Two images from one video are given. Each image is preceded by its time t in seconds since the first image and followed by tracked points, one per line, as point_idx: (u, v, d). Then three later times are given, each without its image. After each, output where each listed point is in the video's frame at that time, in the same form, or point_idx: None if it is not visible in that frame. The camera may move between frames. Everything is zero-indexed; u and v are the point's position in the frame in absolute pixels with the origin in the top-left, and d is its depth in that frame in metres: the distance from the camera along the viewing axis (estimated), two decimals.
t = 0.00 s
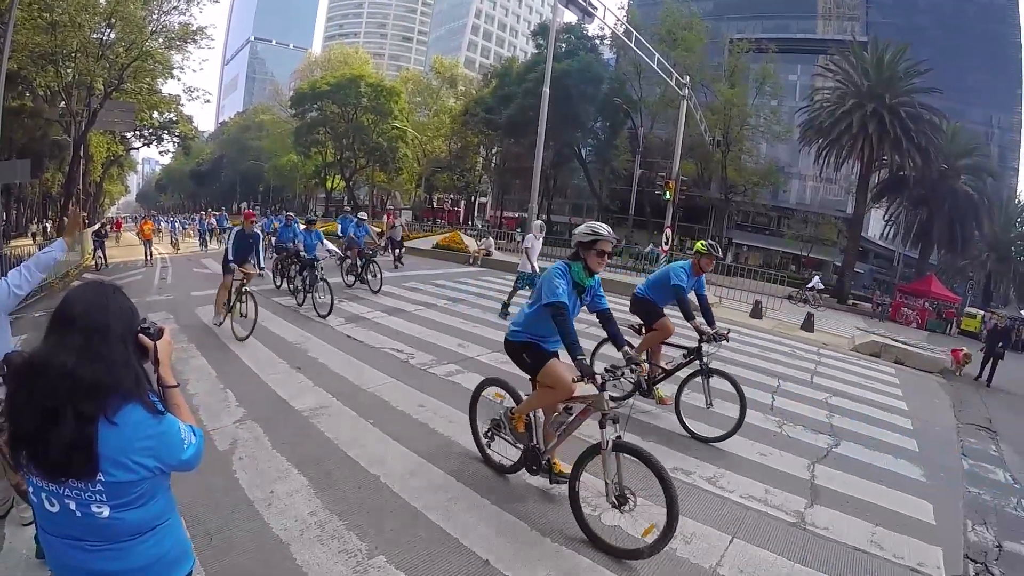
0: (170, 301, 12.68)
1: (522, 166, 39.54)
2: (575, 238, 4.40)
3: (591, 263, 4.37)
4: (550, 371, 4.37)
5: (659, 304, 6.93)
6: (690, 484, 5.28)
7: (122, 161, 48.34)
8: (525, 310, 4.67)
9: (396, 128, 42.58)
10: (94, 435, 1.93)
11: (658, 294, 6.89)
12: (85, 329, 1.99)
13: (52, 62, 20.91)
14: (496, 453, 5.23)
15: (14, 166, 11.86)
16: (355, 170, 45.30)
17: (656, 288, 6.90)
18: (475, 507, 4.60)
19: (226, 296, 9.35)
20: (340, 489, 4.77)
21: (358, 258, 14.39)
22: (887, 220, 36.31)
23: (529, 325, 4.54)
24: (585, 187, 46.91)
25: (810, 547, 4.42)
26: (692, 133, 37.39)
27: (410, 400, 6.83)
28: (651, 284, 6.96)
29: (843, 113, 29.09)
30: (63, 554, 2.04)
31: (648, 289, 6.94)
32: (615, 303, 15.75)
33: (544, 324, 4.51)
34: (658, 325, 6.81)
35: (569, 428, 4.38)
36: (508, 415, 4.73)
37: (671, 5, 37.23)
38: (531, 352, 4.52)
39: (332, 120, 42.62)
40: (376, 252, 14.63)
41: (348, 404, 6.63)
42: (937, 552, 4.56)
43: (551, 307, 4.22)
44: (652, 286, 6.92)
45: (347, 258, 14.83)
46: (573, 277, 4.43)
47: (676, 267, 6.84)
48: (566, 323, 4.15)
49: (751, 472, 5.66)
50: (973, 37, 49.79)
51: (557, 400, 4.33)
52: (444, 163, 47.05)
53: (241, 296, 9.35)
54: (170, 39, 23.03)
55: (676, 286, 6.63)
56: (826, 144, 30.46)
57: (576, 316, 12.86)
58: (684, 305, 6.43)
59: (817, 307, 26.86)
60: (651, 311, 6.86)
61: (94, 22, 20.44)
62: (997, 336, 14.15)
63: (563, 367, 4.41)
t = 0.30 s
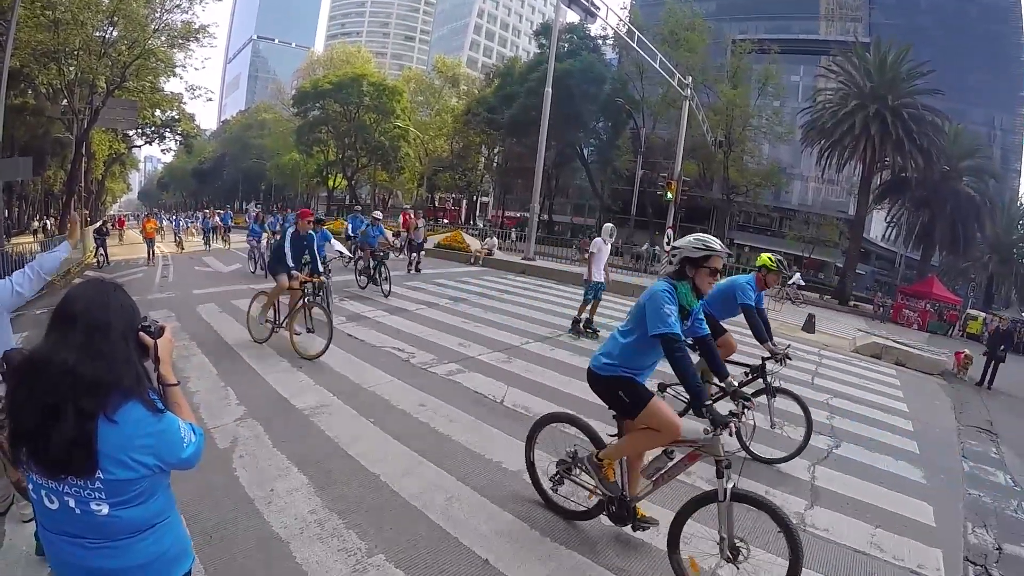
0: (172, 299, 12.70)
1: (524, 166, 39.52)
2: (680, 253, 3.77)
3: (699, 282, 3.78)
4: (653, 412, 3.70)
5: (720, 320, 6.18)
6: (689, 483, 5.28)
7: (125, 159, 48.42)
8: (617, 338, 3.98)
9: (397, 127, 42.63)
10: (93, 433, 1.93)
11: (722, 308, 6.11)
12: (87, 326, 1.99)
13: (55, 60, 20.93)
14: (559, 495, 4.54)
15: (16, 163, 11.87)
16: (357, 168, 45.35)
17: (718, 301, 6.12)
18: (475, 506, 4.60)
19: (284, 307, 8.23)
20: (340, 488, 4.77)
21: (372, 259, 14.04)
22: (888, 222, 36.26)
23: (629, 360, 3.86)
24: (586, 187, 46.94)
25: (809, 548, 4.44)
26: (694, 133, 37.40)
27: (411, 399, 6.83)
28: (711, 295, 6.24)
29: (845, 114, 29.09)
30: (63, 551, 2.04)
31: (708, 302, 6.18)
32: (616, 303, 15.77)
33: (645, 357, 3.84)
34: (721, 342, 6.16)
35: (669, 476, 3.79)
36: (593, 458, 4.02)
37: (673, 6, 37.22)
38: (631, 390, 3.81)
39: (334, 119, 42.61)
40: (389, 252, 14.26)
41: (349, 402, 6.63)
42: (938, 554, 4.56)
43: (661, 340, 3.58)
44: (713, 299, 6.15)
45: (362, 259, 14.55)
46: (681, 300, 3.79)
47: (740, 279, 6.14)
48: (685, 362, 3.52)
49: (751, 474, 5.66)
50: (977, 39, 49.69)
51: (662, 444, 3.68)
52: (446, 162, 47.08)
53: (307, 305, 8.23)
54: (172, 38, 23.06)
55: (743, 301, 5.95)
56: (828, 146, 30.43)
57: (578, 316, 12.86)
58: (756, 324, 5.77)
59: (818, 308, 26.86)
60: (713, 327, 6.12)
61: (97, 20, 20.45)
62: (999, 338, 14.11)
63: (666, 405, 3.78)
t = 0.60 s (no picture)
0: (173, 294, 12.69)
1: (526, 162, 39.46)
2: (808, 276, 3.44)
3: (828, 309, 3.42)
4: (773, 454, 3.28)
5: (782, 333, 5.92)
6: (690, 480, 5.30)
7: (127, 153, 48.41)
8: (729, 367, 3.60)
9: (399, 122, 42.59)
10: (92, 428, 1.93)
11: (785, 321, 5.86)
12: (87, 320, 1.98)
13: (56, 54, 20.88)
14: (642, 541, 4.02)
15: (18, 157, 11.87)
16: (359, 164, 45.33)
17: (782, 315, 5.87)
18: (476, 502, 4.59)
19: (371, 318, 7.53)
20: (340, 482, 4.77)
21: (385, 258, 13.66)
22: (890, 221, 36.18)
23: (748, 396, 3.44)
24: (588, 184, 46.91)
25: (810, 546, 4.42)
26: (697, 130, 37.32)
27: (412, 395, 6.82)
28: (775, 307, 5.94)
29: (848, 113, 29.05)
30: (64, 546, 2.04)
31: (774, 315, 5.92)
32: (617, 300, 15.73)
33: (765, 394, 3.44)
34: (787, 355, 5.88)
35: (772, 525, 3.32)
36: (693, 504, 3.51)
37: (677, 2, 37.09)
38: (748, 429, 3.39)
39: (336, 113, 42.55)
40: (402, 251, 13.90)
41: (349, 397, 6.63)
42: (935, 553, 4.56)
43: (792, 375, 3.21)
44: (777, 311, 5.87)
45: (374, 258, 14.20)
46: (809, 328, 3.44)
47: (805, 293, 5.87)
48: (819, 401, 3.14)
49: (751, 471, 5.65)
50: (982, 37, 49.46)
51: (778, 491, 3.26)
52: (448, 157, 47.02)
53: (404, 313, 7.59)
54: (174, 32, 23.03)
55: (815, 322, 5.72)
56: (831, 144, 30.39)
57: (579, 313, 12.83)
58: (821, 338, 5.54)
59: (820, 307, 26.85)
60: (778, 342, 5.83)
61: (99, 14, 20.40)
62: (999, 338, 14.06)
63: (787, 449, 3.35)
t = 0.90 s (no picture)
0: (168, 293, 12.64)
1: (522, 159, 39.42)
2: (957, 310, 3.03)
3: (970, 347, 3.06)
4: (911, 507, 3.06)
5: (842, 344, 5.55)
6: (686, 477, 5.30)
7: (121, 151, 48.19)
8: (862, 407, 3.24)
9: (394, 119, 42.52)
10: (86, 428, 1.92)
11: (846, 334, 5.46)
12: (80, 320, 1.97)
13: (50, 52, 20.76)
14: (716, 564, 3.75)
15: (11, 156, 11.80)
16: (354, 161, 45.22)
17: (844, 324, 5.45)
18: (473, 500, 4.59)
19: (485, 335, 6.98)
20: (336, 481, 4.77)
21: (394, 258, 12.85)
22: (885, 217, 36.26)
23: (891, 444, 3.10)
24: (584, 181, 46.93)
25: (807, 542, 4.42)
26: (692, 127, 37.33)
27: (408, 393, 6.81)
28: (834, 319, 5.54)
29: (843, 110, 29.12)
30: (60, 547, 2.03)
31: (833, 327, 5.52)
32: (612, 297, 15.74)
33: (910, 438, 3.12)
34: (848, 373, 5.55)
35: (895, 573, 3.16)
36: (813, 556, 3.28)
37: None
38: (890, 480, 3.09)
39: (331, 111, 42.43)
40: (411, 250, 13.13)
41: (345, 396, 6.62)
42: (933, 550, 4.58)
43: (948, 425, 2.92)
44: (837, 322, 5.48)
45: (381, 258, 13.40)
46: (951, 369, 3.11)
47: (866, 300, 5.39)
48: (976, 455, 2.87)
49: (748, 467, 5.66)
50: (977, 34, 49.57)
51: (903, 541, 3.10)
52: (443, 154, 46.95)
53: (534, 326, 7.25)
54: (168, 30, 22.93)
55: (872, 330, 5.20)
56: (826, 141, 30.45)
57: (575, 310, 12.83)
58: (877, 349, 4.99)
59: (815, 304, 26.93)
60: (835, 354, 5.52)
61: (92, 12, 20.29)
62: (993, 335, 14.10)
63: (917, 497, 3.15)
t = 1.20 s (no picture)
0: (166, 293, 12.62)
1: (520, 160, 39.43)
2: None
3: None
4: None
5: (897, 361, 5.50)
6: (683, 477, 5.31)
7: (119, 151, 48.11)
8: (983, 450, 2.77)
9: (393, 120, 42.53)
10: (85, 430, 1.92)
11: (902, 351, 5.41)
12: (77, 322, 1.97)
13: (48, 52, 20.74)
14: None
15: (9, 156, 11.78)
16: (352, 162, 45.20)
17: (899, 342, 5.40)
18: (472, 500, 4.59)
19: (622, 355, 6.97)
20: (333, 481, 4.77)
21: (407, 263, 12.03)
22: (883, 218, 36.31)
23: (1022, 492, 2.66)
24: (582, 182, 46.96)
25: (804, 543, 4.43)
26: (690, 128, 37.35)
27: (407, 393, 6.82)
28: (890, 336, 5.48)
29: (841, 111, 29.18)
30: (58, 549, 2.02)
31: (889, 345, 5.47)
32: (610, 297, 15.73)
33: None
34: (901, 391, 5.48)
35: None
36: None
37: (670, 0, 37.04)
38: (1014, 525, 2.70)
39: (329, 111, 42.45)
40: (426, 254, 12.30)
41: (344, 396, 6.61)
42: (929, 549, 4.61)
43: None
44: (893, 340, 5.42)
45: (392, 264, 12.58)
46: None
47: (921, 317, 5.35)
48: None
49: (745, 467, 5.67)
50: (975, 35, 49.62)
51: None
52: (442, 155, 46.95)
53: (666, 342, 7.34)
54: (167, 30, 22.94)
55: (930, 348, 5.17)
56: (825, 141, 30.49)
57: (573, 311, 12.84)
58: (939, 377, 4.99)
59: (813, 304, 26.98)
60: (892, 373, 5.46)
61: (90, 12, 20.26)
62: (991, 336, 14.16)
63: None
